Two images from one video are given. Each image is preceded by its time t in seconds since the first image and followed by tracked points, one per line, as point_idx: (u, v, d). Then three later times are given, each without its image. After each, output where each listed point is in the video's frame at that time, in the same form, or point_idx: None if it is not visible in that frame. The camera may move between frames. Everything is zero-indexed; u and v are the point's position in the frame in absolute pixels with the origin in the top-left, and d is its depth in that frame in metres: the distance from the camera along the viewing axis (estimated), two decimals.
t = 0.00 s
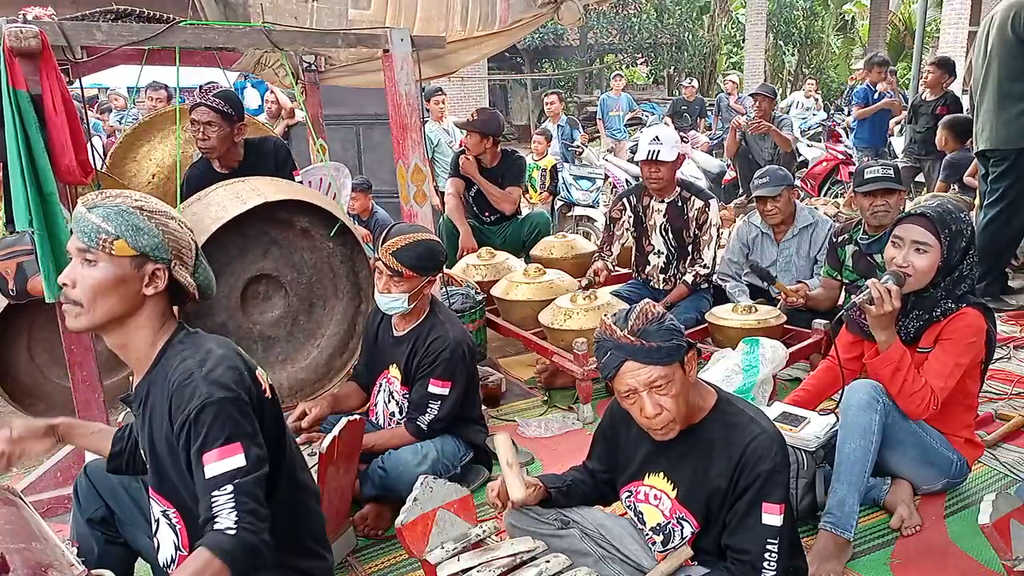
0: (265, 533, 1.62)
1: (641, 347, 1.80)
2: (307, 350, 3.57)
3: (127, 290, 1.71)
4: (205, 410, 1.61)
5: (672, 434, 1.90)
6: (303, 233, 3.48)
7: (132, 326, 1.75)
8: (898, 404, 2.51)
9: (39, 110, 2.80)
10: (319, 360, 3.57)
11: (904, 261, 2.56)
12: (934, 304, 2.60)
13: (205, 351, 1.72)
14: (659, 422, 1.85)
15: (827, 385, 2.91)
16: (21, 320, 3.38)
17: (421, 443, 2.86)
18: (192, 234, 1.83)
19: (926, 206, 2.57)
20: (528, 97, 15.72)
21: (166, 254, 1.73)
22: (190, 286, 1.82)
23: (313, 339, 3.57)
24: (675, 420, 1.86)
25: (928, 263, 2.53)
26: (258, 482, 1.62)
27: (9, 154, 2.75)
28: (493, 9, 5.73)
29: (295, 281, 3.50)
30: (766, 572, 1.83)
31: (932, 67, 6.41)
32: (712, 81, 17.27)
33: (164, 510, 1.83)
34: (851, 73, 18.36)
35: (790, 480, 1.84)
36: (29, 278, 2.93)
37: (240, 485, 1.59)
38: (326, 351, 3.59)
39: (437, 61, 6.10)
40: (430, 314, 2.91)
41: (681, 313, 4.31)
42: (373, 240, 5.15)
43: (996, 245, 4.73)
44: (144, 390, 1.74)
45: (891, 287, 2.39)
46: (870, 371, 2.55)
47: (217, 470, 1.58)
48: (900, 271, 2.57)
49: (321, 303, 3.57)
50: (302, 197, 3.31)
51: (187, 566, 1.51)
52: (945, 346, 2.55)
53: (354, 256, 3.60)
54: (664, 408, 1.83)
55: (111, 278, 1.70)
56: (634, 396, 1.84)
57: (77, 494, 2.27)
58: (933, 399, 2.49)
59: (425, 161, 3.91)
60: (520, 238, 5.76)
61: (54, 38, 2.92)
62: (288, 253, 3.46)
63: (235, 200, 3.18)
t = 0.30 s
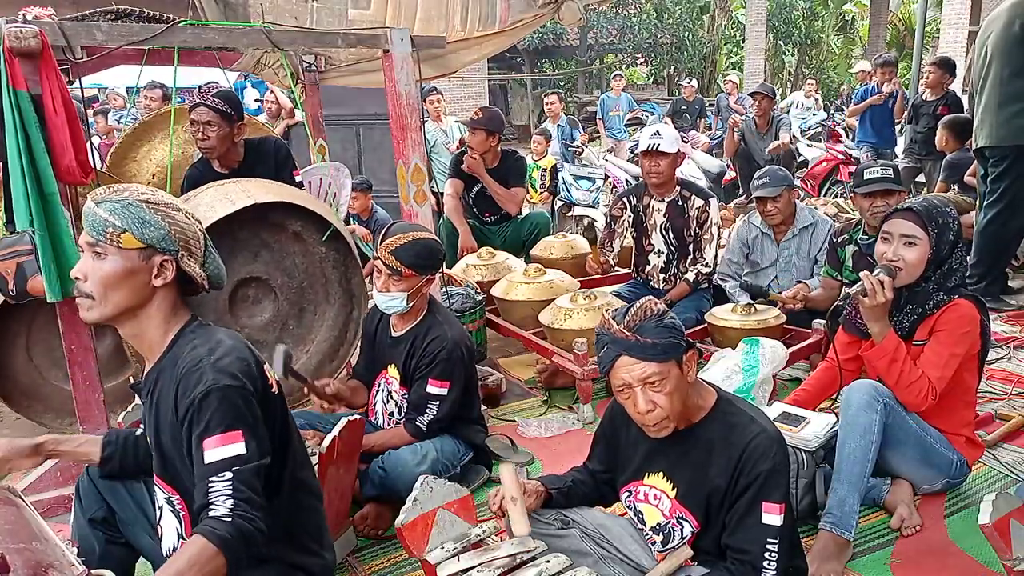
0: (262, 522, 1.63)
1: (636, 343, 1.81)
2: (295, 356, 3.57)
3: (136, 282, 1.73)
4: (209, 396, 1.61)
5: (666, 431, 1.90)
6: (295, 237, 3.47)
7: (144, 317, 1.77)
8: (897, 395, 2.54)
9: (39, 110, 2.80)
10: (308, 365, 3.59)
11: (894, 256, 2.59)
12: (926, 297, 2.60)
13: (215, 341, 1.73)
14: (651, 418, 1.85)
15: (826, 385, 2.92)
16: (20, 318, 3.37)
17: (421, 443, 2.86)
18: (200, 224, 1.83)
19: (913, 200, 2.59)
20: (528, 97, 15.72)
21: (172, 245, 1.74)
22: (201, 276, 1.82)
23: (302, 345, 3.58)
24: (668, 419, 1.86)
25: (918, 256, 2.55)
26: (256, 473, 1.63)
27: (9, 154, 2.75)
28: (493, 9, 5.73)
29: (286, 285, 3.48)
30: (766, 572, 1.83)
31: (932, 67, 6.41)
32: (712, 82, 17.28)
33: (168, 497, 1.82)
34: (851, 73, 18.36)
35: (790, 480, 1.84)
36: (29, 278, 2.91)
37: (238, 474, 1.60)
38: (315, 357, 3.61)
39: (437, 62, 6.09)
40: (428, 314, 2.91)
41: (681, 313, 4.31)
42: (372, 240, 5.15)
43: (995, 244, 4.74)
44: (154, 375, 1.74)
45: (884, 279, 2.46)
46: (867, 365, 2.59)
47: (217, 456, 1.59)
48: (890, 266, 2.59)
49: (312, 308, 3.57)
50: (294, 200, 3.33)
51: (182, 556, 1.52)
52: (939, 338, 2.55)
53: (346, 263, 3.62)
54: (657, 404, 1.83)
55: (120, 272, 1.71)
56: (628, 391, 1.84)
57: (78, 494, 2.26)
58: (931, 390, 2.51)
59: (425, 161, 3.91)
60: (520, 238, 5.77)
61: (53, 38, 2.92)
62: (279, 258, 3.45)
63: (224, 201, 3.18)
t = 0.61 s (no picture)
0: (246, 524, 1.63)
1: (631, 338, 1.83)
2: (284, 357, 3.56)
3: (134, 284, 1.73)
4: (199, 395, 1.61)
5: (654, 429, 1.90)
6: (286, 239, 3.46)
7: (144, 320, 1.77)
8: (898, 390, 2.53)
9: (39, 111, 2.80)
10: (296, 367, 3.57)
11: (889, 251, 2.61)
12: (919, 290, 2.62)
13: (209, 341, 1.73)
14: (639, 414, 1.86)
15: (826, 386, 2.92)
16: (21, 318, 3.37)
17: (421, 443, 2.86)
18: (196, 223, 1.83)
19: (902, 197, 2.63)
20: (528, 97, 15.71)
21: (170, 246, 1.74)
22: (200, 274, 1.83)
23: (291, 346, 3.56)
24: (656, 416, 1.87)
25: (913, 250, 2.58)
26: (244, 473, 1.62)
27: (8, 154, 2.75)
28: (493, 9, 5.73)
29: (275, 286, 3.49)
30: (766, 572, 1.83)
31: (933, 67, 6.41)
32: (712, 81, 17.28)
33: (162, 497, 1.82)
34: (851, 74, 18.36)
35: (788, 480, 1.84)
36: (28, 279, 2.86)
37: (225, 474, 1.60)
38: (304, 359, 3.59)
39: (437, 62, 6.09)
40: (427, 315, 2.91)
41: (681, 313, 4.31)
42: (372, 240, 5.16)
43: (995, 244, 4.74)
44: (149, 374, 1.74)
45: (880, 276, 2.46)
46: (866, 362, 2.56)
47: (204, 455, 1.59)
48: (885, 261, 2.62)
49: (302, 310, 3.56)
50: (287, 203, 3.33)
51: (166, 556, 1.52)
52: (936, 331, 2.55)
53: (338, 265, 3.59)
54: (645, 401, 1.84)
55: (119, 274, 1.71)
56: (619, 384, 1.86)
57: (79, 494, 2.27)
58: (931, 383, 2.50)
59: (425, 161, 3.91)
60: (519, 237, 5.74)
61: (53, 39, 2.92)
62: (270, 259, 3.45)
63: (213, 200, 3.18)
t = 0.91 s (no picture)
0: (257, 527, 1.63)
1: (628, 338, 1.83)
2: (284, 353, 3.56)
3: (123, 295, 1.72)
4: (198, 403, 1.61)
5: (652, 428, 1.90)
6: (288, 236, 3.46)
7: (135, 329, 1.76)
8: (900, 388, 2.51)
9: (39, 111, 2.80)
10: (296, 363, 3.57)
11: (892, 248, 2.62)
12: (918, 289, 2.63)
13: (201, 349, 1.72)
14: (636, 414, 1.86)
15: (826, 387, 2.92)
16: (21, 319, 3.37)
17: (421, 443, 2.87)
18: (182, 227, 1.82)
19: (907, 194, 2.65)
20: (528, 97, 15.72)
21: (157, 254, 1.73)
22: (189, 280, 1.82)
23: (291, 342, 3.56)
24: (654, 416, 1.87)
25: (915, 248, 2.59)
26: (250, 477, 1.63)
27: (8, 154, 2.75)
28: (493, 9, 5.73)
29: (276, 283, 3.49)
30: (766, 572, 1.83)
31: (933, 67, 6.40)
32: (712, 81, 17.28)
33: (162, 507, 1.82)
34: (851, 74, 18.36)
35: (789, 480, 1.84)
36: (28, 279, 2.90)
37: (233, 479, 1.60)
38: (304, 355, 3.59)
39: (437, 62, 6.09)
40: (427, 316, 2.91)
41: (681, 312, 4.32)
42: (372, 240, 5.16)
43: (994, 245, 4.74)
44: (141, 385, 1.73)
45: (885, 271, 2.43)
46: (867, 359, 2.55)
47: (209, 462, 1.59)
48: (889, 258, 2.62)
49: (303, 307, 3.56)
50: (289, 202, 3.33)
51: (176, 557, 1.53)
52: (935, 329, 2.54)
53: (340, 262, 3.58)
54: (642, 401, 1.84)
55: (106, 285, 1.70)
56: (617, 384, 1.86)
57: (77, 494, 2.26)
58: (933, 381, 2.48)
59: (424, 161, 3.91)
60: (519, 238, 5.72)
61: (53, 38, 2.92)
62: (271, 256, 3.45)
63: (214, 201, 3.18)
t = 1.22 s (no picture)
0: None
1: (626, 337, 1.83)
2: (296, 348, 3.55)
3: (83, 316, 1.63)
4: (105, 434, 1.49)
5: (651, 427, 1.90)
6: (297, 233, 3.46)
7: (91, 351, 1.67)
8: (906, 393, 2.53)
9: (39, 110, 2.80)
10: (308, 357, 3.57)
11: (903, 251, 2.60)
12: (924, 291, 2.62)
13: (145, 379, 1.59)
14: (636, 413, 1.86)
15: (826, 386, 2.92)
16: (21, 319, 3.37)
17: (421, 443, 2.87)
18: (163, 255, 1.71)
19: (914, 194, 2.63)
20: (528, 97, 15.73)
21: (125, 282, 1.63)
22: (156, 310, 1.72)
23: (302, 337, 3.56)
24: (653, 415, 1.86)
25: (926, 251, 2.58)
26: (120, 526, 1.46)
27: (8, 153, 2.75)
28: (493, 9, 5.74)
29: (286, 279, 3.48)
30: (766, 572, 1.83)
31: (933, 67, 6.39)
32: (712, 81, 17.29)
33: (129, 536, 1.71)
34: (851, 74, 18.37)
35: (788, 480, 1.84)
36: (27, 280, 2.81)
37: (95, 522, 1.44)
38: (315, 349, 3.59)
39: (437, 61, 6.09)
40: (427, 315, 2.91)
41: (682, 312, 4.32)
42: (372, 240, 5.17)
43: (995, 244, 4.75)
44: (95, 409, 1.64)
45: (896, 275, 2.42)
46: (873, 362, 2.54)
47: (83, 496, 1.45)
48: (899, 260, 2.60)
49: (312, 302, 3.56)
50: (299, 200, 3.33)
51: None
52: (941, 332, 2.56)
53: (347, 257, 3.60)
54: (641, 400, 1.83)
55: (67, 303, 1.61)
56: (616, 383, 1.86)
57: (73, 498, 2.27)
58: (938, 385, 2.50)
59: (424, 161, 3.91)
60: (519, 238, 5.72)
61: (53, 38, 2.92)
62: (281, 253, 3.44)
63: (226, 200, 3.17)
